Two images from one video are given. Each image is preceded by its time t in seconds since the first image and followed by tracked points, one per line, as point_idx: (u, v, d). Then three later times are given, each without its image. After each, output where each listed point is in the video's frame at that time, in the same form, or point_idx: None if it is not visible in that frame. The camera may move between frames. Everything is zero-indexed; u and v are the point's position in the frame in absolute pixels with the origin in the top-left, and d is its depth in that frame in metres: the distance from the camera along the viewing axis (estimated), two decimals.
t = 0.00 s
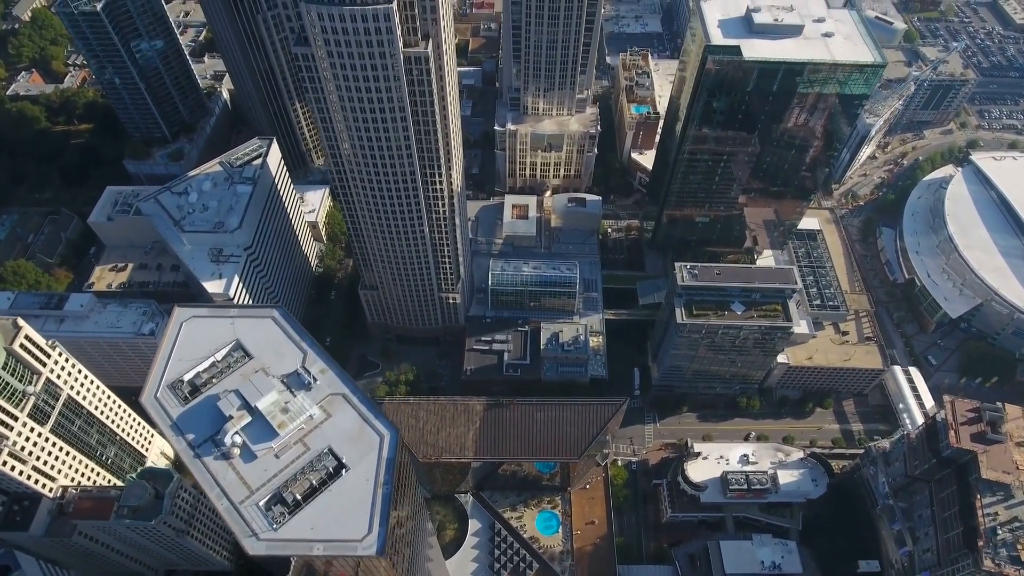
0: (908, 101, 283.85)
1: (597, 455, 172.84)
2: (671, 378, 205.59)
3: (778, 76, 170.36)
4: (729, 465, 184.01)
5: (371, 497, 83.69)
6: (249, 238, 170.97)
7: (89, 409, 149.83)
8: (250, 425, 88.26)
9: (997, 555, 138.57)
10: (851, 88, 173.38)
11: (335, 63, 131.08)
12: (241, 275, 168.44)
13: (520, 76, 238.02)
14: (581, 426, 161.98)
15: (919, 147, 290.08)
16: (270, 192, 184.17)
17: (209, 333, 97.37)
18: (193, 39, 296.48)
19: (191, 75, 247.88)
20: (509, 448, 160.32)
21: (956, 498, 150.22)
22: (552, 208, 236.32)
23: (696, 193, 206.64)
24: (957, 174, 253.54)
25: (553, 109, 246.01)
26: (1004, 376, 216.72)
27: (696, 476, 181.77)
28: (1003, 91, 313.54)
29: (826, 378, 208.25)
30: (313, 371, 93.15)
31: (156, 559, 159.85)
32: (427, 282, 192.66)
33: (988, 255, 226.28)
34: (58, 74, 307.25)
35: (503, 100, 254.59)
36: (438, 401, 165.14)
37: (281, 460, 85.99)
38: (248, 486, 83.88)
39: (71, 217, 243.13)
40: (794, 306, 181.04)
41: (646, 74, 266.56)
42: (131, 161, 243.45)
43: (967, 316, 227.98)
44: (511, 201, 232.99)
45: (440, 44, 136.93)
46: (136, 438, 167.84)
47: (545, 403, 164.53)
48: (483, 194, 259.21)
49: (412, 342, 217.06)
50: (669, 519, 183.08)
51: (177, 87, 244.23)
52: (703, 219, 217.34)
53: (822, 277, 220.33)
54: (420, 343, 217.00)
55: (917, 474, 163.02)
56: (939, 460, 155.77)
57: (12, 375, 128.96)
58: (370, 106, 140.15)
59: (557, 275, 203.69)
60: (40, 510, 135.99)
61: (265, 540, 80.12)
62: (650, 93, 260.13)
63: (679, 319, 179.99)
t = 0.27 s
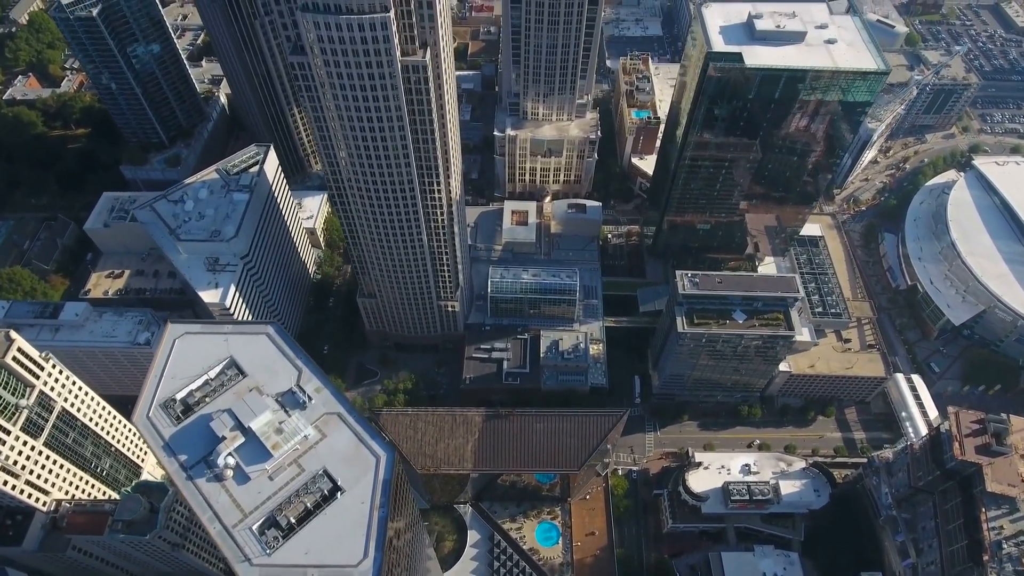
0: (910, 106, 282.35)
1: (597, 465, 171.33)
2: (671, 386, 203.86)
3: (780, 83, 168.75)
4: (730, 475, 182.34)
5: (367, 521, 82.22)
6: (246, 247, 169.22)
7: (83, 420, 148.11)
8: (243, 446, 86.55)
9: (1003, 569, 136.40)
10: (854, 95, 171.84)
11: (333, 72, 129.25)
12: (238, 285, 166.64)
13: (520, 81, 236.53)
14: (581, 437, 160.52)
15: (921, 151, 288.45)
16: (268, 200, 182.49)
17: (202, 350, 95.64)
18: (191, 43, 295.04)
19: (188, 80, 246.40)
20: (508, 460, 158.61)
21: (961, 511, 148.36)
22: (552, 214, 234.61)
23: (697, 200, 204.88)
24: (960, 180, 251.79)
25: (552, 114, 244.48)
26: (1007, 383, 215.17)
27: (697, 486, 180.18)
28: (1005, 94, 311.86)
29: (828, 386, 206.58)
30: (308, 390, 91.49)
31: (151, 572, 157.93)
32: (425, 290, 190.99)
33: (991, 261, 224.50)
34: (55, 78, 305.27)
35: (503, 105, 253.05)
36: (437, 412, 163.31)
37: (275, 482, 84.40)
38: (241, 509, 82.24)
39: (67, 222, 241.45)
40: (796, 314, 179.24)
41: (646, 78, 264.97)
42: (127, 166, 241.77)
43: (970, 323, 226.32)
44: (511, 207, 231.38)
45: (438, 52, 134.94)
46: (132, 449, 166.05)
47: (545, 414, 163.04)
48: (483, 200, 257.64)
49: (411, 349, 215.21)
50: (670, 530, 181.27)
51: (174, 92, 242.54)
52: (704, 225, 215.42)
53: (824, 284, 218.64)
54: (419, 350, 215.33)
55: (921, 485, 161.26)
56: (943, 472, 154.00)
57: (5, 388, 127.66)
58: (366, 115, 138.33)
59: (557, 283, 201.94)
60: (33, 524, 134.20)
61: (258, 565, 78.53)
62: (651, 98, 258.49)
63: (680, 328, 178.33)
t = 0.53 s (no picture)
0: (912, 110, 280.52)
1: (597, 476, 169.82)
2: (672, 395, 201.97)
3: (783, 91, 166.88)
4: (731, 485, 180.51)
5: (361, 546, 80.60)
6: (242, 256, 167.39)
7: (77, 433, 146.41)
8: (235, 469, 84.75)
9: None
10: (857, 103, 169.90)
11: (329, 83, 127.20)
12: (234, 294, 164.83)
13: (519, 86, 234.83)
14: (581, 449, 158.81)
15: (923, 156, 286.55)
16: (264, 208, 180.67)
17: (195, 369, 93.88)
18: (189, 47, 293.33)
19: (185, 86, 244.72)
20: (507, 472, 157.11)
21: (966, 524, 146.38)
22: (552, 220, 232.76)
23: (698, 207, 202.97)
24: (963, 185, 249.81)
25: (552, 119, 242.74)
26: (1011, 391, 213.63)
27: (698, 497, 178.29)
28: (1008, 98, 309.72)
29: (830, 395, 204.70)
30: (302, 410, 89.68)
31: None
32: (424, 299, 189.18)
33: (995, 268, 222.40)
34: (52, 83, 301.25)
35: (502, 110, 251.27)
36: (436, 424, 161.59)
37: (268, 506, 82.65)
38: (233, 535, 80.54)
39: (63, 229, 239.74)
40: (798, 324, 177.17)
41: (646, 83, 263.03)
42: (124, 172, 240.09)
43: (974, 330, 224.43)
44: (510, 213, 229.65)
45: (436, 61, 132.75)
46: (127, 461, 164.31)
47: (545, 426, 161.23)
48: (482, 206, 255.87)
49: (409, 358, 213.31)
50: (671, 541, 179.32)
51: (171, 98, 240.77)
52: (705, 233, 213.35)
53: (826, 291, 216.70)
54: (417, 359, 213.39)
55: (925, 497, 159.35)
56: (947, 484, 151.95)
57: None
58: (363, 124, 136.34)
59: (558, 290, 200.36)
60: (26, 540, 132.33)
61: None
62: (651, 103, 256.72)
63: (681, 338, 176.45)
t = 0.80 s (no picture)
0: (914, 115, 279.03)
1: (597, 487, 168.02)
2: (673, 404, 200.13)
3: (785, 98, 165.10)
4: (732, 496, 178.81)
5: (356, 572, 79.01)
6: (238, 265, 165.61)
7: (71, 445, 144.69)
8: (228, 491, 83.18)
9: None
10: (860, 111, 168.04)
11: (325, 92, 125.31)
12: (230, 304, 163.12)
13: (519, 91, 233.07)
14: (581, 460, 157.02)
15: (925, 160, 284.92)
16: (261, 216, 178.95)
17: (188, 387, 92.24)
18: (187, 51, 291.98)
19: (183, 91, 243.19)
20: (506, 484, 155.44)
21: (970, 537, 144.53)
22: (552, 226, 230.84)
23: (699, 214, 201.21)
24: (966, 191, 248.08)
25: (552, 125, 241.01)
26: (1015, 397, 212.39)
27: (699, 508, 176.47)
28: (1010, 102, 307.88)
29: (832, 403, 202.92)
30: (296, 430, 88.10)
31: None
32: (422, 307, 187.48)
33: (999, 274, 220.66)
34: (49, 87, 299.60)
35: (501, 115, 249.72)
36: (434, 436, 159.50)
37: (261, 529, 81.12)
38: (225, 559, 78.97)
39: (59, 235, 237.87)
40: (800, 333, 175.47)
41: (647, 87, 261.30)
42: (120, 178, 238.22)
43: (977, 337, 222.69)
44: (510, 219, 228.04)
45: (434, 71, 130.89)
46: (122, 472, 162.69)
47: (544, 437, 158.83)
48: (481, 211, 254.09)
49: (408, 365, 211.47)
50: (672, 552, 177.72)
51: (167, 103, 238.94)
52: (706, 239, 211.43)
53: (828, 298, 214.93)
54: (415, 366, 211.60)
55: (929, 509, 157.49)
56: (951, 497, 150.11)
57: None
58: (360, 134, 134.59)
59: (558, 298, 198.30)
60: (18, 555, 130.40)
61: None
62: (651, 108, 254.93)
63: (682, 347, 174.70)
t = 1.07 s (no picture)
0: (916, 119, 277.28)
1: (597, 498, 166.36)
2: (674, 413, 198.28)
3: (787, 106, 163.27)
4: (733, 506, 177.05)
5: None
6: (234, 274, 163.80)
7: (64, 459, 142.78)
8: (219, 516, 81.56)
9: None
10: (862, 118, 166.08)
11: (320, 103, 123.46)
12: (226, 314, 161.36)
13: (518, 96, 231.33)
14: (581, 472, 155.50)
15: (927, 165, 283.05)
16: (257, 224, 177.14)
17: (179, 407, 90.44)
18: (184, 55, 290.18)
19: (179, 96, 241.35)
20: (503, 496, 154.22)
21: (975, 551, 142.69)
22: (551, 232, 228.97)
23: (699, 221, 199.48)
24: (968, 196, 246.21)
25: (551, 130, 239.31)
26: (1018, 404, 210.51)
27: (699, 518, 174.74)
28: (1013, 105, 306.06)
29: (834, 412, 201.16)
30: (289, 452, 86.51)
31: None
32: (420, 316, 185.65)
33: (1002, 281, 218.79)
34: (46, 91, 297.84)
35: (500, 120, 247.95)
36: (432, 447, 156.91)
37: (253, 555, 79.61)
38: None
39: (55, 241, 236.04)
40: (802, 342, 173.52)
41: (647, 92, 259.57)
42: (116, 184, 236.42)
43: (979, 344, 220.83)
44: (509, 226, 226.40)
45: (431, 80, 128.88)
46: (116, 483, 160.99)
47: (544, 449, 157.04)
48: (480, 217, 252.32)
49: (406, 374, 209.64)
50: (672, 564, 175.71)
51: (164, 108, 237.13)
52: (707, 246, 209.62)
53: (830, 305, 213.25)
54: (413, 375, 209.77)
55: (932, 522, 155.57)
56: (956, 510, 148.19)
57: None
58: (356, 145, 132.81)
59: (558, 305, 196.46)
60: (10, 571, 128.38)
61: None
62: (651, 112, 252.98)
63: (682, 357, 172.85)
